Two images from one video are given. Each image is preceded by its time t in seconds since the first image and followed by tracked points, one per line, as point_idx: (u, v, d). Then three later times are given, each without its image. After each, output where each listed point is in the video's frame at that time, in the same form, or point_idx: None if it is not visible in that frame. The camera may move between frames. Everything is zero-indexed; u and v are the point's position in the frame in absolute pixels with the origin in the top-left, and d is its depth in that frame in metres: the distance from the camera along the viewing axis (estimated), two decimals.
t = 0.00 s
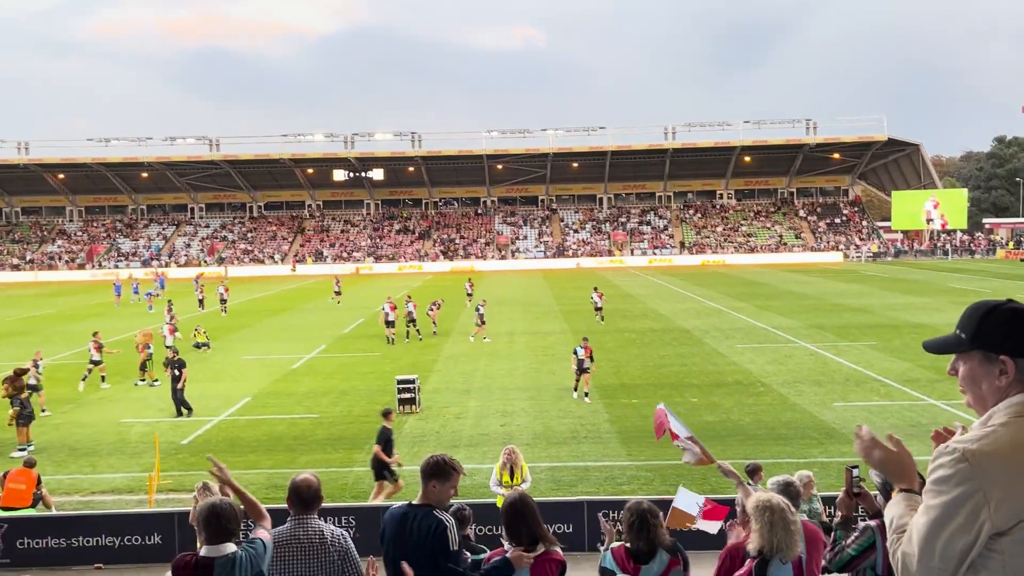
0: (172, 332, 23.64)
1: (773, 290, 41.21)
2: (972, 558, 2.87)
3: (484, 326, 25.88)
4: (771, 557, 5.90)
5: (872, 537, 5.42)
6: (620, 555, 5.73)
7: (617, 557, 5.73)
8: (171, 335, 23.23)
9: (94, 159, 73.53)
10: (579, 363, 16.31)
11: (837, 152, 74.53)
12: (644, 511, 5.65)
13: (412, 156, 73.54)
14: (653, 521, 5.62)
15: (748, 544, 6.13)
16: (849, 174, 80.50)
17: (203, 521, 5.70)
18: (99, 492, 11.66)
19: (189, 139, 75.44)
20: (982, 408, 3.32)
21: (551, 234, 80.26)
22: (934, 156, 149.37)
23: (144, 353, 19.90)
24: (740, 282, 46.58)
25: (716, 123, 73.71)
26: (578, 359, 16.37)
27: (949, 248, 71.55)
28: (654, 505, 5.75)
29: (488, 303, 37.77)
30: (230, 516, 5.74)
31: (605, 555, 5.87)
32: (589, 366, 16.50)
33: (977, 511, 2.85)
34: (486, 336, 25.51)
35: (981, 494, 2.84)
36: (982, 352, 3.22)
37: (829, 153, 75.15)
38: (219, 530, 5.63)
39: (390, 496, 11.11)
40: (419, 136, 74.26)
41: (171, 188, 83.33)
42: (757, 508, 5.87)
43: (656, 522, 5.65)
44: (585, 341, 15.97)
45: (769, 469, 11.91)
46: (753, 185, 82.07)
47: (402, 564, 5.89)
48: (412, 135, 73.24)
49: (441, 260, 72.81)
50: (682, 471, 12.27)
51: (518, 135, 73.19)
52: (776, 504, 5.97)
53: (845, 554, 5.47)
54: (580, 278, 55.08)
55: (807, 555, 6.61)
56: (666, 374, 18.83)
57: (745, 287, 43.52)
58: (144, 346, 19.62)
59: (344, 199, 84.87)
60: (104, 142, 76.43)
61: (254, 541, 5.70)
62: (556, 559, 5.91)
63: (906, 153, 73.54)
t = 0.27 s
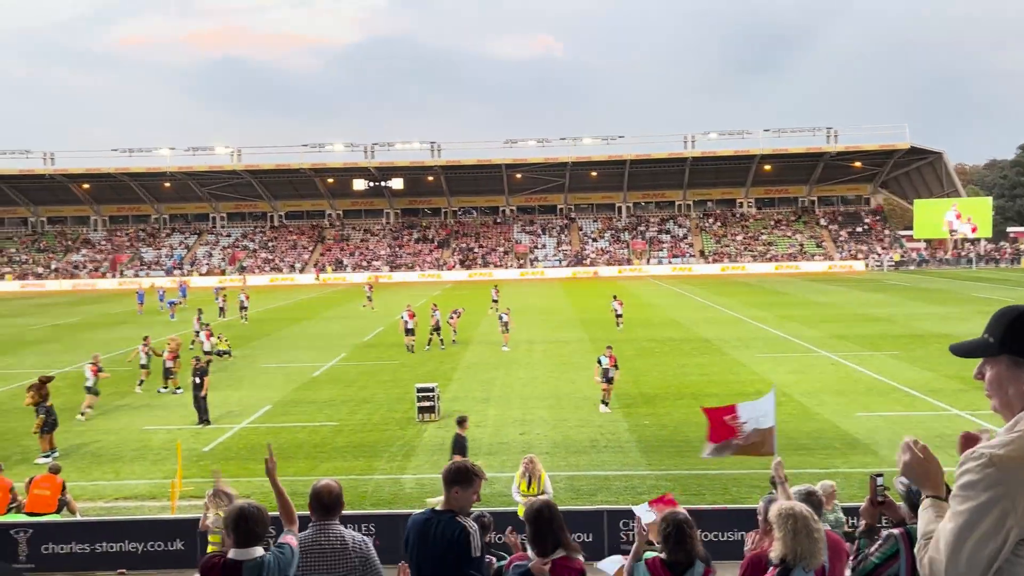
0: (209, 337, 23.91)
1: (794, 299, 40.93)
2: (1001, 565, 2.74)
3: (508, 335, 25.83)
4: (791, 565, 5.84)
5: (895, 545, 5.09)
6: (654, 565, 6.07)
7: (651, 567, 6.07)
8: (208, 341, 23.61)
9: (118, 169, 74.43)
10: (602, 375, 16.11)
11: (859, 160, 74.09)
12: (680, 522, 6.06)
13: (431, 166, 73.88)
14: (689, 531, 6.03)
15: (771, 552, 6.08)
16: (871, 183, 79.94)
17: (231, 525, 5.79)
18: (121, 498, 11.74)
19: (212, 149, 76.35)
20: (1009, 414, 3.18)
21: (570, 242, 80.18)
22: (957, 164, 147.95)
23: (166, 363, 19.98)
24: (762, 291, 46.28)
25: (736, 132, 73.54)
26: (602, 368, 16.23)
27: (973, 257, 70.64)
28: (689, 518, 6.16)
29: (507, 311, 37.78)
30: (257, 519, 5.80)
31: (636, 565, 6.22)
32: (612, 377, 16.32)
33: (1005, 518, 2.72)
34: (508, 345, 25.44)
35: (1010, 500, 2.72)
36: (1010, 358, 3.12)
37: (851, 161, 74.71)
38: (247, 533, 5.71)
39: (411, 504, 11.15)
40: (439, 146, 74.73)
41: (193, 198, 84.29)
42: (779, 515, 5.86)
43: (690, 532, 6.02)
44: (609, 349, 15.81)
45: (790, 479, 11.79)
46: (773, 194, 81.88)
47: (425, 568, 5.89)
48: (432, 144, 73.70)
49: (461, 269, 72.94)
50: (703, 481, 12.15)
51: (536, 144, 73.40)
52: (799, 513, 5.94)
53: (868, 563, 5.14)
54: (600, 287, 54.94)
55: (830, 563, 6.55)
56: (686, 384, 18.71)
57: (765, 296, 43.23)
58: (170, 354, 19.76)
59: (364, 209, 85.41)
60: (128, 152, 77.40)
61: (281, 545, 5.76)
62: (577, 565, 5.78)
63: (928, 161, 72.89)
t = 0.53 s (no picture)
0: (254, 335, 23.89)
1: (826, 306, 40.36)
2: None
3: (542, 341, 25.75)
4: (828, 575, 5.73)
5: (931, 554, 5.22)
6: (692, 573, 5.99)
7: None
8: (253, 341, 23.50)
9: (152, 177, 75.64)
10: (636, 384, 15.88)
11: (892, 165, 73.20)
12: (717, 530, 5.98)
13: (460, 172, 74.27)
14: (726, 539, 5.95)
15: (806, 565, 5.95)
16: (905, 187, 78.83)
17: (265, 527, 5.92)
18: (155, 501, 11.86)
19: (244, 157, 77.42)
20: None
21: (598, 248, 79.98)
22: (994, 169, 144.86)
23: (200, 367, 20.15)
24: (793, 298, 45.81)
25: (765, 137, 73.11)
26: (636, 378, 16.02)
27: (1011, 262, 69.25)
28: (726, 525, 6.06)
29: (535, 317, 37.71)
30: (291, 522, 5.93)
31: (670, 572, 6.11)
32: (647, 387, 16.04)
33: None
34: (539, 352, 25.41)
35: None
36: None
37: (884, 166, 73.86)
38: (282, 536, 5.83)
39: (440, 510, 11.15)
40: (467, 153, 75.07)
41: (225, 205, 85.41)
42: (813, 524, 5.77)
43: (727, 540, 5.94)
44: (642, 359, 15.68)
45: (822, 486, 11.63)
46: (804, 200, 81.06)
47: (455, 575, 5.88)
48: (460, 151, 74.02)
49: (490, 276, 73.05)
50: (734, 489, 12.02)
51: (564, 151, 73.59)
52: (832, 522, 5.87)
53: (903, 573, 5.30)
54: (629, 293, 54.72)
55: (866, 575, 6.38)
56: (716, 391, 18.54)
57: (796, 303, 42.77)
58: (203, 359, 19.97)
59: (393, 215, 85.99)
60: (162, 160, 78.66)
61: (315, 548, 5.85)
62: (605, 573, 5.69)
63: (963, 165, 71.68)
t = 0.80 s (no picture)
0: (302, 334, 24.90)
1: (862, 304, 39.73)
2: None
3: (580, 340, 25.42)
4: None
5: (971, 554, 5.49)
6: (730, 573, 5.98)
7: None
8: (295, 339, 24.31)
9: (187, 179, 76.75)
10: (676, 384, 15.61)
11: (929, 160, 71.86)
12: (756, 531, 5.92)
13: (490, 172, 74.34)
14: (764, 542, 5.90)
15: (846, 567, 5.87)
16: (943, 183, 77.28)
17: (303, 524, 6.10)
18: (192, 499, 12.05)
19: (276, 159, 78.34)
20: None
21: (629, 246, 79.61)
22: None
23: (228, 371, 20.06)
24: (828, 296, 45.10)
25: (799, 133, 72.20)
26: (676, 377, 15.77)
27: None
28: (765, 525, 6.02)
29: (565, 316, 37.66)
30: (328, 519, 6.14)
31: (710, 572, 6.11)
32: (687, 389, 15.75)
33: None
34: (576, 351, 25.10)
35: None
36: None
37: (921, 161, 72.56)
38: (318, 534, 6.04)
39: (475, 509, 11.21)
40: (497, 153, 75.13)
41: (259, 207, 86.43)
42: (853, 526, 5.68)
43: (766, 542, 5.89)
44: (682, 360, 15.53)
45: (859, 488, 11.49)
46: (840, 197, 79.99)
47: None
48: (491, 151, 74.02)
49: (520, 275, 73.09)
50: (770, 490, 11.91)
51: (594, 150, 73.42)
52: (873, 523, 5.78)
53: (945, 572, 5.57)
54: (661, 292, 54.47)
55: None
56: (750, 390, 18.38)
57: (831, 301, 42.14)
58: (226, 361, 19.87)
59: (424, 215, 86.39)
60: (196, 163, 79.81)
61: (350, 546, 6.05)
62: None
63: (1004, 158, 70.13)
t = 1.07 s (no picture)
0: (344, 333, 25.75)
1: (896, 300, 39.15)
2: None
3: (615, 339, 25.00)
4: None
5: (1013, 554, 5.38)
6: (764, 571, 5.92)
7: None
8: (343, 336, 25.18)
9: (219, 180, 77.77)
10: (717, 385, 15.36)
11: (965, 153, 70.60)
12: (791, 532, 5.85)
13: (518, 170, 74.30)
14: (801, 541, 5.82)
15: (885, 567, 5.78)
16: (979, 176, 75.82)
17: (337, 521, 6.19)
18: (227, 496, 12.20)
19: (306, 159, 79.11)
20: None
21: (658, 243, 79.18)
22: None
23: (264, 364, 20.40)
24: (861, 292, 44.45)
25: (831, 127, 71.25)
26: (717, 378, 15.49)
27: None
28: (800, 524, 5.94)
29: (593, 314, 37.60)
30: (361, 517, 6.20)
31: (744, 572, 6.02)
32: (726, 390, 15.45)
33: None
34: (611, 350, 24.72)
35: None
36: None
37: (956, 154, 71.38)
38: (352, 531, 6.10)
39: (504, 507, 11.23)
40: (526, 150, 75.06)
41: (290, 207, 87.31)
42: (891, 523, 5.59)
43: (802, 542, 5.80)
44: (721, 359, 15.36)
45: (894, 486, 11.34)
46: (873, 191, 79.06)
47: None
48: (519, 149, 73.98)
49: (549, 272, 73.13)
50: (802, 487, 11.83)
51: (624, 146, 73.08)
52: (914, 521, 5.68)
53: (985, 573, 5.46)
54: (691, 289, 54.16)
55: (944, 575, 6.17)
56: (783, 387, 18.22)
57: (864, 297, 41.53)
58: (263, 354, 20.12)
59: (452, 214, 86.61)
60: (227, 165, 80.81)
61: (385, 544, 6.07)
62: None
63: None
